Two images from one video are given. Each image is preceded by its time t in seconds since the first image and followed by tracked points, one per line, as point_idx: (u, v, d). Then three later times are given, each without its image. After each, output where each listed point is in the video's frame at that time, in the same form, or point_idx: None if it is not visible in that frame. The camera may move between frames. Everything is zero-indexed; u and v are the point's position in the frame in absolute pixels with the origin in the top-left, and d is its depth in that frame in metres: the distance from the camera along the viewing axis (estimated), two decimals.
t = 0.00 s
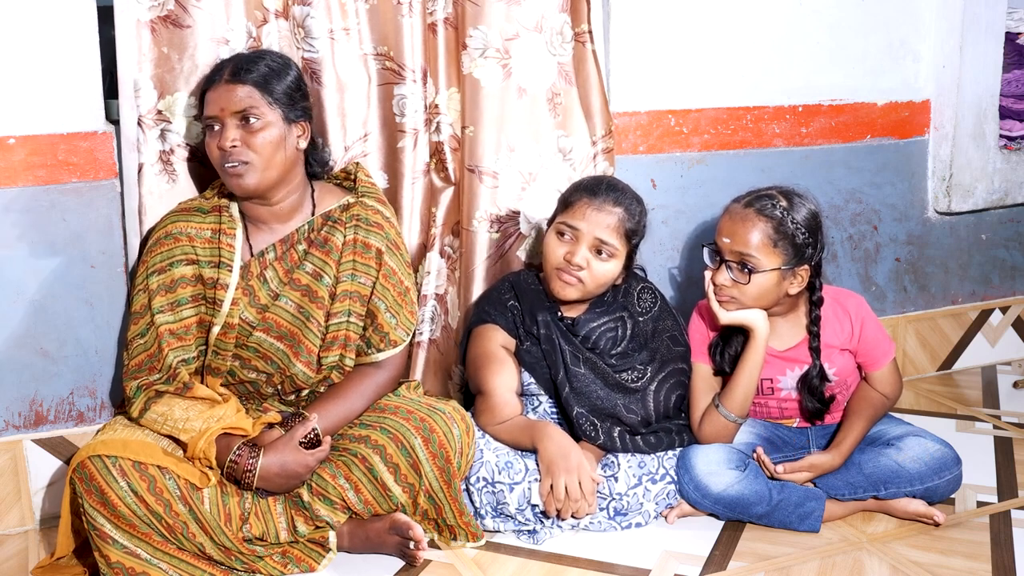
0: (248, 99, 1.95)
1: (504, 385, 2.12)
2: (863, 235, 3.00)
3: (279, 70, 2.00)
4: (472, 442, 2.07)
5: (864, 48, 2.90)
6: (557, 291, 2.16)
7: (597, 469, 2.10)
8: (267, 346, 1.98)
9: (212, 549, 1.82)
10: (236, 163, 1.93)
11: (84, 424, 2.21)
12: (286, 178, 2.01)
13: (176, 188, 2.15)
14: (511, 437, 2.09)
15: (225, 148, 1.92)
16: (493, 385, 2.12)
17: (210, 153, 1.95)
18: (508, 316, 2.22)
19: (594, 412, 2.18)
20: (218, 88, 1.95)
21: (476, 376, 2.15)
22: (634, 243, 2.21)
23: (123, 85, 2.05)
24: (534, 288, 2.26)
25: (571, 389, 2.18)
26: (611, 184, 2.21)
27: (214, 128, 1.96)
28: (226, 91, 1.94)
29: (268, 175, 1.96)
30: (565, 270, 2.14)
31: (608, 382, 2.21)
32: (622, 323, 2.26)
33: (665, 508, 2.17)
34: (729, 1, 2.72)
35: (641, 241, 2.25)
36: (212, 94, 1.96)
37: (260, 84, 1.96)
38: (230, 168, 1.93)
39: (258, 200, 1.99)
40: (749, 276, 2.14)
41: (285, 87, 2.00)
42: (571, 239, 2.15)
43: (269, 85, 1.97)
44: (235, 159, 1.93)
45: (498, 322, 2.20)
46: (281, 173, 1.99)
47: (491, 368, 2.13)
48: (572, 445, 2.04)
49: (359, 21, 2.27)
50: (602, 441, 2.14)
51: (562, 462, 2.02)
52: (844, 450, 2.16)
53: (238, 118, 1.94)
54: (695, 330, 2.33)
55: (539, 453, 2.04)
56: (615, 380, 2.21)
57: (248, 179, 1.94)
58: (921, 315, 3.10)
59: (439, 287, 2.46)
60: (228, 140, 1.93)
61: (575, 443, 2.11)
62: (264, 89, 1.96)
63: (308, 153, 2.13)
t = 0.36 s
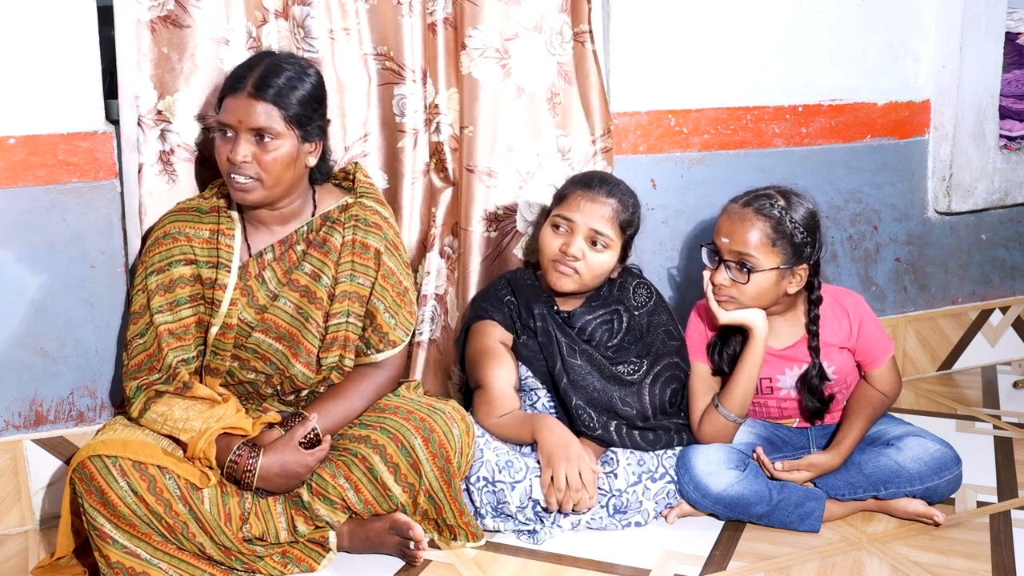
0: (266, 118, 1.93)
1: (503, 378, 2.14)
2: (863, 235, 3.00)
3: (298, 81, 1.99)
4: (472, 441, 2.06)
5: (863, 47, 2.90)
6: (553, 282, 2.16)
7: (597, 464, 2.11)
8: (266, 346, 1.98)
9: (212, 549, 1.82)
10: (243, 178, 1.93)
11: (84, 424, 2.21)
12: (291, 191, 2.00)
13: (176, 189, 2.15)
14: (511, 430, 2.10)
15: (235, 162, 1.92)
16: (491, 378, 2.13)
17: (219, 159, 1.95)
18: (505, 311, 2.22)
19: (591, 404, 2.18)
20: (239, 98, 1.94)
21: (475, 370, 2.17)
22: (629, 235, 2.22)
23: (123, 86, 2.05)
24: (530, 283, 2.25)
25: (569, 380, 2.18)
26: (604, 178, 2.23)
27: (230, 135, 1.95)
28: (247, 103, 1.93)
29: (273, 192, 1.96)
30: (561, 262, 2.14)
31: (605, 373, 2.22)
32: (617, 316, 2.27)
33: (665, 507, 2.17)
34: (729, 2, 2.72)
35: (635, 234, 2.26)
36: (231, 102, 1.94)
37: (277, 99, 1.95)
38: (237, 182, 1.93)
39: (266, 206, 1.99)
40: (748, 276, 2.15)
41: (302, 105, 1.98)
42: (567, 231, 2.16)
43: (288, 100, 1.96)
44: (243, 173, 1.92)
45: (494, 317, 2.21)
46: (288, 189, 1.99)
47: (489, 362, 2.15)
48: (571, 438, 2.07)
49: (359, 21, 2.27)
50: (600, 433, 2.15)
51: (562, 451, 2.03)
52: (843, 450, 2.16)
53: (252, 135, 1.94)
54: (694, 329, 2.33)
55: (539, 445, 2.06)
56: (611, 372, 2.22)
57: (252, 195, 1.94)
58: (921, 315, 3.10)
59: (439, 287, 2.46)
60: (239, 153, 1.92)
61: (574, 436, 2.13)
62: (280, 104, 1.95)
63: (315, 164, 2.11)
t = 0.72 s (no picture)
0: (265, 112, 1.94)
1: (501, 374, 2.14)
2: (863, 235, 3.00)
3: (296, 77, 2.00)
4: (472, 441, 2.06)
5: (863, 48, 2.90)
6: (550, 277, 2.16)
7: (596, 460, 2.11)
8: (269, 347, 1.98)
9: (212, 549, 1.82)
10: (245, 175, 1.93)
11: (84, 424, 2.21)
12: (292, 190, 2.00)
13: (176, 189, 2.15)
14: (509, 425, 2.10)
15: (235, 159, 1.92)
16: (489, 375, 2.14)
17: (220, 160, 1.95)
18: (502, 307, 2.23)
19: (590, 398, 2.20)
20: (235, 96, 1.94)
21: (474, 367, 2.17)
22: (626, 230, 2.23)
23: (123, 86, 2.05)
24: (527, 281, 2.26)
25: (567, 374, 2.19)
26: (600, 175, 2.24)
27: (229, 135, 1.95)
28: (243, 99, 1.94)
29: (275, 189, 1.96)
30: (558, 256, 2.14)
31: (602, 367, 2.22)
32: (613, 311, 2.28)
33: (665, 507, 2.16)
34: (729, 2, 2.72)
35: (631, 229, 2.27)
36: (228, 101, 1.95)
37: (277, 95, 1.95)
38: (238, 178, 1.93)
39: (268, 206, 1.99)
40: (745, 275, 2.15)
41: (301, 100, 1.99)
42: (563, 227, 2.17)
43: (286, 94, 1.97)
44: (245, 169, 1.93)
45: (492, 314, 2.21)
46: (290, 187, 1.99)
47: (487, 359, 2.15)
48: (571, 432, 2.07)
49: (359, 21, 2.27)
50: (599, 427, 2.17)
51: (562, 445, 2.03)
52: (843, 450, 2.16)
53: (252, 131, 1.94)
54: (693, 330, 2.32)
55: (538, 440, 2.06)
56: (609, 366, 2.23)
57: (254, 190, 1.94)
58: (921, 315, 3.10)
59: (439, 287, 2.46)
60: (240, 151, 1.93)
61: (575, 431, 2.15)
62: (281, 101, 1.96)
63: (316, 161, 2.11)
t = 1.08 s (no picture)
0: (246, 106, 1.94)
1: (499, 379, 2.14)
2: (863, 235, 3.00)
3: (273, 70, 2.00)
4: (472, 441, 2.07)
5: (863, 48, 2.91)
6: (547, 282, 2.17)
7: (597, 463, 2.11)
8: (266, 346, 1.98)
9: (212, 549, 1.82)
10: (239, 172, 1.94)
11: (85, 424, 2.21)
12: (286, 180, 2.01)
13: (176, 188, 2.15)
14: (508, 430, 2.10)
15: (227, 157, 1.92)
16: (489, 380, 2.13)
17: (210, 161, 1.95)
18: (500, 313, 2.22)
19: (590, 405, 2.19)
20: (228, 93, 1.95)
21: (473, 371, 2.17)
22: (623, 235, 2.23)
23: (123, 85, 2.05)
24: (525, 285, 2.26)
25: (566, 381, 2.19)
26: (596, 178, 2.23)
27: (213, 136, 1.96)
28: (220, 98, 1.94)
29: (271, 181, 1.97)
30: (555, 261, 2.15)
31: (601, 373, 2.22)
32: (613, 316, 2.28)
33: (665, 507, 2.16)
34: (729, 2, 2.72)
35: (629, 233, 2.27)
36: (207, 102, 1.95)
37: (255, 89, 1.95)
38: (235, 177, 1.94)
39: (262, 202, 1.99)
40: (746, 275, 2.15)
41: (281, 89, 1.99)
42: (560, 231, 2.17)
43: (265, 87, 1.97)
44: (239, 167, 1.93)
45: (490, 319, 2.20)
46: (283, 177, 2.00)
47: (486, 363, 2.15)
48: (571, 437, 2.07)
49: (359, 21, 2.27)
50: (599, 433, 2.16)
51: (562, 450, 2.04)
52: (843, 450, 2.16)
53: (236, 126, 1.94)
54: (694, 330, 2.32)
55: (538, 445, 2.06)
56: (608, 372, 2.22)
57: (251, 187, 1.95)
58: (921, 315, 3.10)
59: (439, 287, 2.46)
60: (229, 148, 1.93)
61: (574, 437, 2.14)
62: (259, 94, 1.96)
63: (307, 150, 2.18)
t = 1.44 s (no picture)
0: (245, 107, 1.94)
1: (503, 389, 2.12)
2: (863, 235, 3.00)
3: (274, 71, 1.99)
4: (472, 441, 2.07)
5: (863, 47, 2.90)
6: (551, 293, 2.16)
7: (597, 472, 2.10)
8: (266, 347, 1.98)
9: (212, 549, 1.82)
10: (237, 172, 1.93)
11: (85, 424, 2.21)
12: (286, 180, 2.01)
13: (175, 188, 2.15)
14: (512, 436, 2.10)
15: (223, 158, 1.92)
16: (492, 391, 2.12)
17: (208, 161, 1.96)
18: (508, 321, 2.21)
19: (594, 419, 2.18)
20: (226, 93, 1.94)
21: (475, 381, 2.15)
22: (626, 241, 2.21)
23: (123, 85, 2.05)
24: (533, 293, 2.24)
25: (571, 395, 2.18)
26: (595, 184, 2.22)
27: (213, 136, 1.96)
28: (219, 98, 1.93)
29: (269, 183, 1.97)
30: (556, 273, 2.14)
31: (609, 387, 2.21)
32: (621, 329, 2.27)
33: (665, 508, 2.17)
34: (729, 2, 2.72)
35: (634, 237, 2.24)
36: (206, 102, 1.95)
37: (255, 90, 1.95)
38: (232, 177, 1.94)
39: (261, 204, 1.99)
40: (746, 275, 2.15)
41: (281, 90, 1.99)
42: (561, 242, 2.16)
43: (265, 88, 1.96)
44: (236, 168, 1.93)
45: (496, 326, 2.19)
46: (282, 177, 1.99)
47: (490, 372, 2.13)
48: (570, 450, 2.04)
49: (359, 21, 2.27)
50: (605, 445, 2.14)
51: (560, 468, 2.02)
52: (843, 450, 2.16)
53: (235, 126, 1.94)
54: (694, 330, 2.35)
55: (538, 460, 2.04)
56: (616, 386, 2.21)
57: (249, 188, 1.94)
58: (921, 315, 3.10)
59: (439, 287, 2.45)
60: (227, 148, 1.93)
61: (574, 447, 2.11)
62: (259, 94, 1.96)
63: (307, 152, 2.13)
